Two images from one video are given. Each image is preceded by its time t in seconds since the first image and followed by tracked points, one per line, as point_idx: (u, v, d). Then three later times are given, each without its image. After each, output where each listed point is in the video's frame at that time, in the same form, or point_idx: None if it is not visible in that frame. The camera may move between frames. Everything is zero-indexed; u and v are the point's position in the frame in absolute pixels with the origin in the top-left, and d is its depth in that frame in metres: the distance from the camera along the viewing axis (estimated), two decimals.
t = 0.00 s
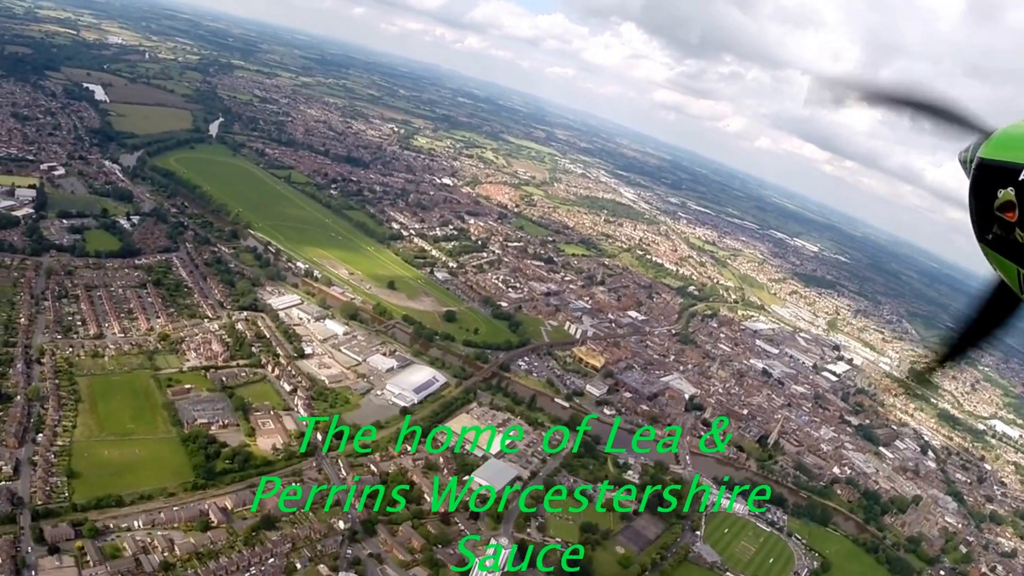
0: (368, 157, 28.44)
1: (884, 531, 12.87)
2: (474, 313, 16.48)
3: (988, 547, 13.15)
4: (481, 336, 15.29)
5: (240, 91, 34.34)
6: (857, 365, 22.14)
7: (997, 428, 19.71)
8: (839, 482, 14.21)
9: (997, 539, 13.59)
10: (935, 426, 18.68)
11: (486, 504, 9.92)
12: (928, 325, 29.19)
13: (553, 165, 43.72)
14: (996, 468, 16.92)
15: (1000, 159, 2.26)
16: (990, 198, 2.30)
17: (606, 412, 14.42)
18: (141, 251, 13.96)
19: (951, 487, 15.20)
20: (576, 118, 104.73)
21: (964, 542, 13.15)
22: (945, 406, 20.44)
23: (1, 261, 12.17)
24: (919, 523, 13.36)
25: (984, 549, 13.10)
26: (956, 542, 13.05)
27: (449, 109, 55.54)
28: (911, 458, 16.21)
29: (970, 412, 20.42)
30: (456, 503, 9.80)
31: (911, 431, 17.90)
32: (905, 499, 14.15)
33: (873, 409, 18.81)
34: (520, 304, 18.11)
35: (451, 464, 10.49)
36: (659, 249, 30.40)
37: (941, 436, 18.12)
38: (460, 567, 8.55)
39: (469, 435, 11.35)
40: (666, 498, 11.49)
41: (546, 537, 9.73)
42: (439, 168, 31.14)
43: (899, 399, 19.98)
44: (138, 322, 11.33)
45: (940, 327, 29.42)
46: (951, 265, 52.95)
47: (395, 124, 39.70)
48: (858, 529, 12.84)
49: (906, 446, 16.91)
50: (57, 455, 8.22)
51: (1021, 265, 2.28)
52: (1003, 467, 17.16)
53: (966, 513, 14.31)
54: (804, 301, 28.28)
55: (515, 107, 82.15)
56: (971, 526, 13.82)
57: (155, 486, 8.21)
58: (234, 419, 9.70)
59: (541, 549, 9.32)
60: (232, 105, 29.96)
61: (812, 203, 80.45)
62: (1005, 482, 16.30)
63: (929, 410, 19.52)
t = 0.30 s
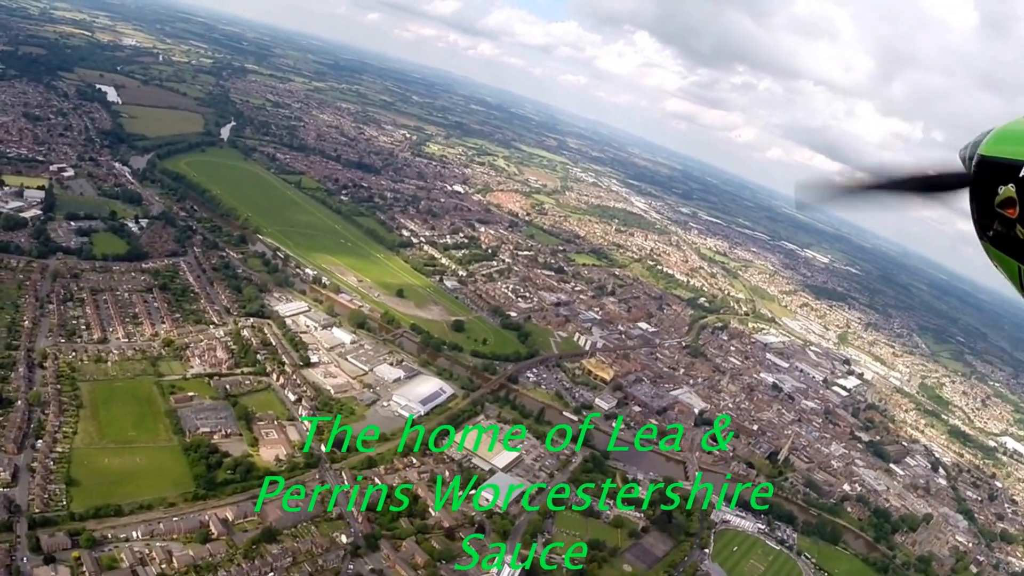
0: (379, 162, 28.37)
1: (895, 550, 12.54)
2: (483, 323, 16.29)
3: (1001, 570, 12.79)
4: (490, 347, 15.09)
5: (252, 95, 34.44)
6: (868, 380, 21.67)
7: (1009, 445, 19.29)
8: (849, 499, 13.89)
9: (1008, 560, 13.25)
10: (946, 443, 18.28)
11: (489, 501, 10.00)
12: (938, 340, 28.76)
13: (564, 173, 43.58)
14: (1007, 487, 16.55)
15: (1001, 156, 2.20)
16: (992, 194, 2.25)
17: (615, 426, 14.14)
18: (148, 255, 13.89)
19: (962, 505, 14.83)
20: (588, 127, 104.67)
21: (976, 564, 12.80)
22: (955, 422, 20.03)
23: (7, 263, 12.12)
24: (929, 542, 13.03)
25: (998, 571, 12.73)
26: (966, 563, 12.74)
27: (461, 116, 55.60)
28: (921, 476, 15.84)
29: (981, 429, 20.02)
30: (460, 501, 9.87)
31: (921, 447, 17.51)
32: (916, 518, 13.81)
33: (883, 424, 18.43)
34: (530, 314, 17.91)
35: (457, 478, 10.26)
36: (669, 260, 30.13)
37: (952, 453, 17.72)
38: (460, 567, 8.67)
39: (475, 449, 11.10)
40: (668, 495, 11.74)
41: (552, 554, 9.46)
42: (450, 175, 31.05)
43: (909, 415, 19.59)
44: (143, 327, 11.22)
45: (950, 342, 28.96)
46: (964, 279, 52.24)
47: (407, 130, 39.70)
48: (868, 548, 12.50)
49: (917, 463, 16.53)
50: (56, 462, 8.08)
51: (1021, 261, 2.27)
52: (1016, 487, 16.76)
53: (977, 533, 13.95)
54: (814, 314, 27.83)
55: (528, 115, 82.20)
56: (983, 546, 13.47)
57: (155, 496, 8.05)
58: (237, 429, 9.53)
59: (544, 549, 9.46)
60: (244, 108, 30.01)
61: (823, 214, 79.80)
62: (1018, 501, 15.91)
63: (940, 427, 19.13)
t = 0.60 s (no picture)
0: (390, 169, 28.31)
1: (907, 571, 12.17)
2: (492, 333, 16.10)
3: None
4: (499, 357, 14.88)
5: (265, 100, 34.55)
6: (877, 394, 21.18)
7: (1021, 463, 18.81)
8: (859, 517, 13.54)
9: None
10: (955, 459, 17.83)
11: (491, 501, 10.02)
12: (949, 354, 28.27)
13: (576, 183, 43.43)
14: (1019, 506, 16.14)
15: (1000, 156, 2.00)
16: (990, 195, 2.05)
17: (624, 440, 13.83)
18: (156, 259, 13.80)
19: (972, 523, 14.44)
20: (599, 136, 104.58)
21: None
22: (965, 438, 19.60)
23: (14, 265, 12.06)
24: (939, 561, 12.73)
25: None
26: None
27: (473, 124, 55.67)
28: (930, 493, 15.40)
29: (991, 445, 19.59)
30: (465, 513, 9.66)
31: (932, 464, 17.09)
32: (926, 537, 13.44)
33: (892, 439, 18.01)
34: (539, 324, 17.70)
35: (463, 492, 10.01)
36: (680, 271, 29.85)
37: (960, 471, 17.25)
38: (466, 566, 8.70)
39: (482, 462, 10.85)
40: (671, 501, 11.86)
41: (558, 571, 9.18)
42: (461, 183, 30.96)
43: (918, 431, 19.15)
44: (149, 332, 11.10)
45: (961, 357, 28.44)
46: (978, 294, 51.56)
47: (419, 137, 39.72)
48: (879, 567, 12.15)
49: (927, 480, 16.12)
50: (57, 468, 7.93)
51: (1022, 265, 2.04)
52: None
53: (988, 552, 13.57)
54: (825, 326, 27.38)
55: (541, 124, 82.24)
56: (994, 566, 13.09)
57: (155, 505, 7.87)
58: (240, 438, 9.36)
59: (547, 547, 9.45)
60: (257, 113, 30.08)
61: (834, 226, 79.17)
62: None
63: (951, 443, 18.69)
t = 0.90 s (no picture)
0: (401, 176, 28.26)
1: None
2: (501, 343, 15.92)
3: None
4: (508, 368, 14.69)
5: (277, 104, 34.64)
6: (887, 409, 20.84)
7: None
8: (868, 535, 13.20)
9: None
10: (967, 477, 17.44)
11: (492, 502, 10.07)
12: (957, 369, 27.82)
13: (586, 192, 43.28)
14: None
15: (1002, 158, 1.97)
16: (988, 197, 2.01)
17: (633, 454, 13.54)
18: (163, 263, 13.73)
19: (982, 544, 14.06)
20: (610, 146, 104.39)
21: None
22: (975, 455, 19.17)
23: (20, 266, 12.00)
24: None
25: None
26: None
27: (485, 132, 55.68)
28: (942, 512, 15.04)
29: (1001, 463, 19.15)
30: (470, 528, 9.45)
31: (941, 481, 16.72)
32: (937, 558, 13.08)
33: (902, 456, 17.64)
34: (549, 335, 17.50)
35: (469, 507, 9.78)
36: (690, 282, 29.57)
37: (972, 489, 16.87)
38: (461, 566, 8.66)
39: (489, 475, 10.63)
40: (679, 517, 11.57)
41: None
42: (472, 191, 30.86)
43: (928, 447, 18.77)
44: (153, 337, 11.00)
45: (971, 372, 27.95)
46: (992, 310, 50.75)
47: (430, 144, 39.70)
48: None
49: (937, 498, 15.75)
50: (56, 475, 7.81)
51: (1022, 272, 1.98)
52: None
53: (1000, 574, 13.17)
54: (835, 340, 26.99)
55: (553, 133, 82.18)
56: None
57: (155, 515, 7.73)
58: (243, 447, 9.21)
59: (546, 549, 9.51)
60: (268, 118, 30.13)
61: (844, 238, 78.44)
62: None
63: (960, 460, 18.28)
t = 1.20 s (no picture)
0: (412, 184, 28.18)
1: None
2: (509, 354, 15.71)
3: None
4: (516, 380, 14.47)
5: (290, 110, 34.75)
6: (897, 426, 20.42)
7: None
8: (879, 556, 12.83)
9: None
10: (976, 496, 16.99)
11: (492, 502, 10.11)
12: (967, 385, 27.36)
13: (598, 202, 43.10)
14: None
15: (997, 158, 1.93)
16: (986, 196, 1.98)
17: (642, 469, 13.25)
18: (170, 268, 13.64)
19: (996, 566, 13.65)
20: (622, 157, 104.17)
21: None
22: (986, 473, 18.71)
23: (26, 268, 11.93)
24: None
25: None
26: None
27: (497, 141, 55.67)
28: (954, 532, 14.62)
29: (1013, 481, 18.68)
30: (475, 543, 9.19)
31: (951, 500, 16.29)
32: None
33: (913, 473, 17.22)
34: (558, 346, 17.28)
35: (474, 522, 9.53)
36: (701, 295, 29.27)
37: (982, 508, 16.43)
38: (467, 567, 8.68)
39: (496, 489, 10.38)
40: (688, 534, 11.25)
41: None
42: (484, 200, 30.75)
43: (938, 465, 18.34)
44: (158, 343, 10.88)
45: (981, 389, 27.43)
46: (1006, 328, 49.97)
47: (442, 152, 39.69)
48: None
49: (948, 517, 15.33)
50: (54, 482, 7.67)
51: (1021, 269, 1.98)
52: None
53: None
54: (845, 355, 26.58)
55: (565, 143, 82.24)
56: None
57: (153, 525, 7.55)
58: (245, 457, 9.04)
59: (546, 549, 9.54)
60: (280, 123, 30.16)
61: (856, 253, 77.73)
62: None
63: (971, 478, 17.82)
